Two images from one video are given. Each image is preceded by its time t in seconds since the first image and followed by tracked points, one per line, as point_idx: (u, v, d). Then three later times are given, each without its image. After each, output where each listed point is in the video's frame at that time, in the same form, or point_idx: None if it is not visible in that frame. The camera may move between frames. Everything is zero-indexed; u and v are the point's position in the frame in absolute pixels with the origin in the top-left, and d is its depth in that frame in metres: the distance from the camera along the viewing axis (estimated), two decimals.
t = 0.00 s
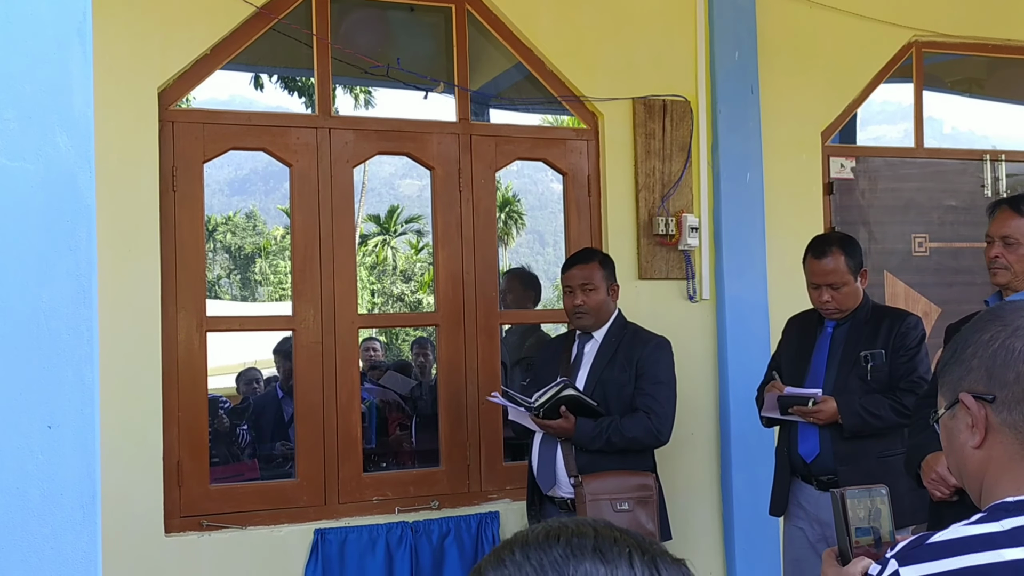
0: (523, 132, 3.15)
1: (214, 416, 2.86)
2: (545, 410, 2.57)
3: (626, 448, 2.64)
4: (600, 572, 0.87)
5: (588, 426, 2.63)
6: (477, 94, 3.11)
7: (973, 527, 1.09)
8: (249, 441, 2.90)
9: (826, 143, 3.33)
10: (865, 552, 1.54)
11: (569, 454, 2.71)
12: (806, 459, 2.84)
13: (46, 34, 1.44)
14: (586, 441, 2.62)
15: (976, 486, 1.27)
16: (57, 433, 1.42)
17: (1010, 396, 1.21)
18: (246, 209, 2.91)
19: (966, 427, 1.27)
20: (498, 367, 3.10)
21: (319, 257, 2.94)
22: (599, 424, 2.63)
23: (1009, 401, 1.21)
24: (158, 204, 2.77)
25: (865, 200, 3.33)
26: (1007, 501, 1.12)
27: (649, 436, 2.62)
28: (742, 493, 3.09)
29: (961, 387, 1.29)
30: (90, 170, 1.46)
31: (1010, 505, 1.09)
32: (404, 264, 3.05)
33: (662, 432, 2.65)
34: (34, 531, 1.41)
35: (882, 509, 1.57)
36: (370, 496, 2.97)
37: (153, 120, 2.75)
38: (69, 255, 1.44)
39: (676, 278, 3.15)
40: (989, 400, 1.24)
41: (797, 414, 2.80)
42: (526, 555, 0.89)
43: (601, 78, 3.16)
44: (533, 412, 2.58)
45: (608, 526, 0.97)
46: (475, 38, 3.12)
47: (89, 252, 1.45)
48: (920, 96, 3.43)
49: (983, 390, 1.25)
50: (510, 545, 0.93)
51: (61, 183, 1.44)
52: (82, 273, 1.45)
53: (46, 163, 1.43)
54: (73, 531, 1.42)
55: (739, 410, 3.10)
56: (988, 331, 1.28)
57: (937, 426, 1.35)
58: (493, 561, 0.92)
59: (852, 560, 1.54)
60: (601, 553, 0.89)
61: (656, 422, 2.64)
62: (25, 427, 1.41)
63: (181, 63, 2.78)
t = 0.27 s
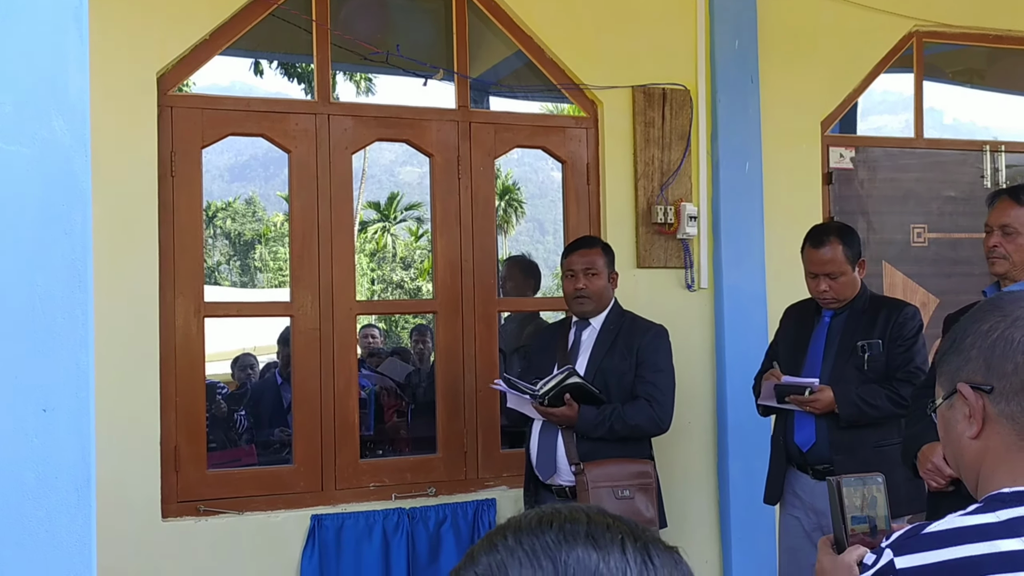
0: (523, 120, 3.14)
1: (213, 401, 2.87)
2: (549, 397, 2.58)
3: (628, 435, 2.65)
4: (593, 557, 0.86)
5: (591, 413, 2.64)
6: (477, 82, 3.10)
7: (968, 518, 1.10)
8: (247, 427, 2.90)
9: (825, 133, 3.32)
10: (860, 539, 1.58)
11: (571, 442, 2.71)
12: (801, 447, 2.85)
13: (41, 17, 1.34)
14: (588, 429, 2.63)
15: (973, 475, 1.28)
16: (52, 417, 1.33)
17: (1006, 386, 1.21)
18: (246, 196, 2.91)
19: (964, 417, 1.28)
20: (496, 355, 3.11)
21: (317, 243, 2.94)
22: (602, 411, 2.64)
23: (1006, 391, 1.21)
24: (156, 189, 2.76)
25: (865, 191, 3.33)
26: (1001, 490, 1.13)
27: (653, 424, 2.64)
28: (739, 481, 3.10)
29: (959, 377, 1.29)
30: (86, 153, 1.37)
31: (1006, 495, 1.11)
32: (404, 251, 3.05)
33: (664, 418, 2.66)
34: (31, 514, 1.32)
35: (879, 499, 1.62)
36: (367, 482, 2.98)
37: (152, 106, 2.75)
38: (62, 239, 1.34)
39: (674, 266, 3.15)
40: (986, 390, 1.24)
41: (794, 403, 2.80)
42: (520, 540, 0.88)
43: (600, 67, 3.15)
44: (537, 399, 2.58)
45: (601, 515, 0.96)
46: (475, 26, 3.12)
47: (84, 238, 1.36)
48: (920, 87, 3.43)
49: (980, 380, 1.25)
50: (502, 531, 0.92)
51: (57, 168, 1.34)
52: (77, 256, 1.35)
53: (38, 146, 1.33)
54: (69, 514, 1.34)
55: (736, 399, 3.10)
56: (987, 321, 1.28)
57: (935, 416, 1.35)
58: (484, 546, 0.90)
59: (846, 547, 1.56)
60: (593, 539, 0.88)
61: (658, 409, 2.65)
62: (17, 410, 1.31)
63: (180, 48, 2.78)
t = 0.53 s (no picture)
0: (520, 154, 4.05)
1: (281, 369, 3.71)
2: (547, 366, 3.36)
3: (605, 396, 3.52)
4: (574, 492, 1.01)
5: (578, 379, 3.49)
6: (485, 124, 4.02)
7: (860, 463, 1.54)
8: (307, 389, 3.77)
9: (754, 164, 4.37)
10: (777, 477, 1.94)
11: (561, 402, 3.55)
12: (732, 405, 3.70)
13: (149, 73, 1.62)
14: (576, 390, 3.47)
15: (866, 427, 1.70)
16: (155, 379, 1.61)
17: (891, 361, 1.62)
18: (307, 212, 3.77)
19: (858, 384, 1.69)
20: (499, 335, 4.02)
21: (362, 248, 3.82)
22: (587, 376, 3.50)
23: (892, 365, 1.62)
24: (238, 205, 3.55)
25: (784, 209, 4.40)
26: (884, 442, 1.59)
27: (624, 389, 3.53)
28: (684, 431, 4.07)
29: (855, 353, 1.70)
30: (184, 179, 1.65)
31: (889, 447, 1.56)
32: (428, 255, 3.95)
33: (632, 383, 3.56)
34: (138, 461, 1.60)
35: (792, 444, 1.98)
36: (399, 432, 3.87)
37: (234, 142, 3.53)
38: (164, 244, 1.62)
39: (636, 268, 4.08)
40: (876, 363, 1.65)
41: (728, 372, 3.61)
42: (514, 477, 1.04)
43: (581, 113, 4.08)
44: (539, 368, 3.37)
45: (580, 458, 1.14)
46: (484, 81, 4.04)
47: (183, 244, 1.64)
48: (823, 130, 4.57)
49: (871, 356, 1.66)
50: (499, 472, 1.08)
51: (162, 191, 1.62)
52: (178, 259, 1.63)
53: (147, 173, 1.61)
54: (167, 456, 1.62)
55: (682, 368, 4.05)
56: (876, 310, 1.69)
57: (835, 382, 1.77)
58: (485, 484, 1.07)
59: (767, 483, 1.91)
60: (574, 478, 1.04)
61: (627, 376, 3.55)
62: (127, 374, 1.59)
63: (257, 97, 3.57)
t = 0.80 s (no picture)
0: (520, 156, 4.12)
1: (284, 367, 3.76)
2: (555, 365, 3.40)
3: (608, 394, 3.56)
4: (573, 489, 0.99)
5: (582, 377, 3.52)
6: (485, 127, 4.08)
7: (857, 461, 1.51)
8: (310, 387, 3.82)
9: (750, 167, 4.43)
10: (773, 476, 1.95)
11: (564, 399, 3.59)
12: (728, 404, 3.75)
13: (154, 78, 1.56)
14: (580, 388, 3.50)
15: (861, 426, 1.68)
16: (160, 378, 1.55)
17: (886, 361, 1.60)
18: (310, 212, 3.82)
19: (853, 383, 1.67)
20: (499, 334, 4.08)
21: (365, 248, 3.88)
22: (591, 375, 3.54)
23: (887, 364, 1.60)
24: (242, 206, 3.61)
25: (780, 210, 4.47)
26: (881, 441, 1.56)
27: (624, 387, 3.58)
28: (681, 429, 4.13)
29: (851, 352, 1.69)
30: (189, 180, 1.59)
31: (885, 445, 1.53)
32: (429, 255, 4.01)
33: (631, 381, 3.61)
34: (142, 461, 1.54)
35: (788, 445, 1.99)
36: (401, 429, 3.92)
37: (239, 144, 3.59)
38: (167, 246, 1.56)
39: (633, 268, 4.16)
40: (871, 363, 1.63)
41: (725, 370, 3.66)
42: (513, 475, 1.02)
43: (580, 116, 4.14)
44: (545, 365, 3.41)
45: (577, 455, 1.12)
46: (485, 84, 4.10)
47: (186, 245, 1.58)
48: (818, 133, 4.64)
49: (867, 356, 1.64)
50: (499, 470, 1.06)
51: (166, 192, 1.56)
52: (183, 261, 1.58)
53: (152, 173, 1.56)
54: (171, 455, 1.56)
55: (679, 366, 4.13)
56: (872, 312, 1.68)
57: (831, 381, 1.76)
58: (484, 482, 1.05)
59: (764, 481, 1.92)
60: (573, 476, 1.02)
61: (627, 374, 3.60)
62: (131, 372, 1.53)
63: (261, 99, 3.62)
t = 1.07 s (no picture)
0: (520, 156, 4.12)
1: (284, 368, 3.77)
2: (559, 365, 3.40)
3: (611, 394, 3.57)
4: (572, 491, 1.00)
5: (585, 377, 3.53)
6: (485, 127, 4.09)
7: (857, 462, 1.51)
8: (310, 387, 3.82)
9: (750, 166, 4.44)
10: (773, 478, 1.95)
11: (567, 400, 3.57)
12: (728, 404, 3.75)
13: (154, 78, 1.57)
14: (584, 388, 3.51)
15: (861, 427, 1.68)
16: (162, 379, 1.56)
17: (887, 362, 1.61)
18: (310, 212, 3.82)
19: (855, 384, 1.68)
20: (499, 334, 4.09)
21: (365, 248, 3.88)
22: (594, 375, 3.54)
23: (887, 366, 1.61)
24: (242, 205, 3.62)
25: (780, 210, 4.47)
26: (882, 442, 1.56)
27: (625, 387, 3.58)
28: (682, 428, 4.14)
29: (852, 354, 1.69)
30: (190, 183, 1.60)
31: (885, 446, 1.53)
32: (430, 255, 4.01)
33: (632, 382, 3.61)
34: (144, 465, 1.54)
35: (789, 446, 1.98)
36: (401, 429, 3.93)
37: (239, 144, 3.60)
38: (169, 247, 1.57)
39: (634, 268, 4.16)
40: (872, 364, 1.63)
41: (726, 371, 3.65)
42: (514, 477, 1.03)
43: (580, 116, 4.15)
44: (550, 366, 3.41)
45: (578, 458, 1.12)
46: (485, 84, 4.10)
47: (188, 245, 1.58)
48: (818, 133, 4.64)
49: (868, 357, 1.65)
50: (500, 472, 1.07)
51: (167, 193, 1.57)
52: (184, 261, 1.58)
53: (153, 176, 1.56)
54: (173, 456, 1.56)
55: (679, 366, 4.14)
56: (873, 313, 1.68)
57: (832, 382, 1.76)
58: (485, 484, 1.06)
59: (764, 482, 1.93)
60: (573, 478, 1.02)
61: (628, 374, 3.61)
62: (134, 374, 1.54)
63: (261, 100, 3.62)
